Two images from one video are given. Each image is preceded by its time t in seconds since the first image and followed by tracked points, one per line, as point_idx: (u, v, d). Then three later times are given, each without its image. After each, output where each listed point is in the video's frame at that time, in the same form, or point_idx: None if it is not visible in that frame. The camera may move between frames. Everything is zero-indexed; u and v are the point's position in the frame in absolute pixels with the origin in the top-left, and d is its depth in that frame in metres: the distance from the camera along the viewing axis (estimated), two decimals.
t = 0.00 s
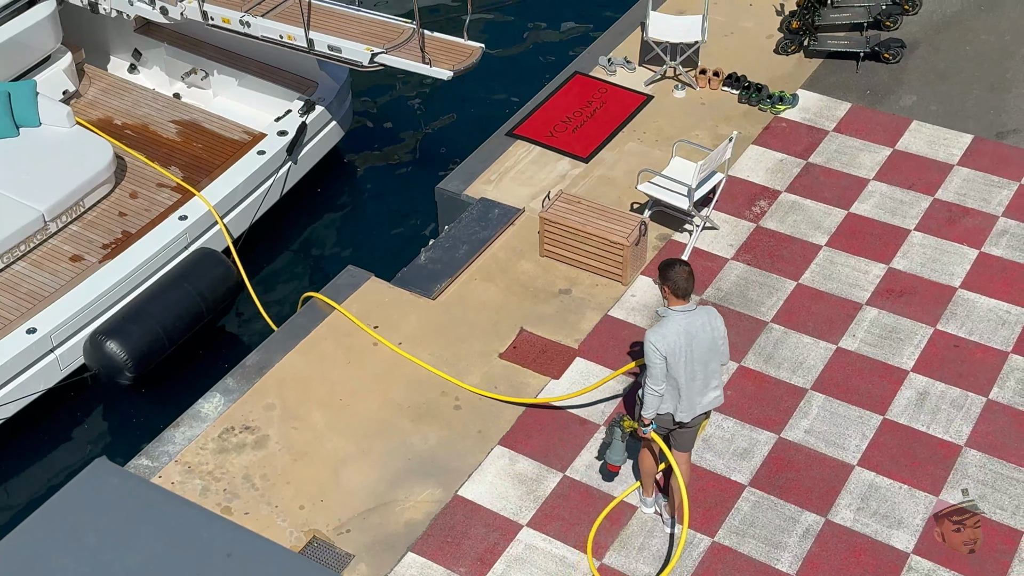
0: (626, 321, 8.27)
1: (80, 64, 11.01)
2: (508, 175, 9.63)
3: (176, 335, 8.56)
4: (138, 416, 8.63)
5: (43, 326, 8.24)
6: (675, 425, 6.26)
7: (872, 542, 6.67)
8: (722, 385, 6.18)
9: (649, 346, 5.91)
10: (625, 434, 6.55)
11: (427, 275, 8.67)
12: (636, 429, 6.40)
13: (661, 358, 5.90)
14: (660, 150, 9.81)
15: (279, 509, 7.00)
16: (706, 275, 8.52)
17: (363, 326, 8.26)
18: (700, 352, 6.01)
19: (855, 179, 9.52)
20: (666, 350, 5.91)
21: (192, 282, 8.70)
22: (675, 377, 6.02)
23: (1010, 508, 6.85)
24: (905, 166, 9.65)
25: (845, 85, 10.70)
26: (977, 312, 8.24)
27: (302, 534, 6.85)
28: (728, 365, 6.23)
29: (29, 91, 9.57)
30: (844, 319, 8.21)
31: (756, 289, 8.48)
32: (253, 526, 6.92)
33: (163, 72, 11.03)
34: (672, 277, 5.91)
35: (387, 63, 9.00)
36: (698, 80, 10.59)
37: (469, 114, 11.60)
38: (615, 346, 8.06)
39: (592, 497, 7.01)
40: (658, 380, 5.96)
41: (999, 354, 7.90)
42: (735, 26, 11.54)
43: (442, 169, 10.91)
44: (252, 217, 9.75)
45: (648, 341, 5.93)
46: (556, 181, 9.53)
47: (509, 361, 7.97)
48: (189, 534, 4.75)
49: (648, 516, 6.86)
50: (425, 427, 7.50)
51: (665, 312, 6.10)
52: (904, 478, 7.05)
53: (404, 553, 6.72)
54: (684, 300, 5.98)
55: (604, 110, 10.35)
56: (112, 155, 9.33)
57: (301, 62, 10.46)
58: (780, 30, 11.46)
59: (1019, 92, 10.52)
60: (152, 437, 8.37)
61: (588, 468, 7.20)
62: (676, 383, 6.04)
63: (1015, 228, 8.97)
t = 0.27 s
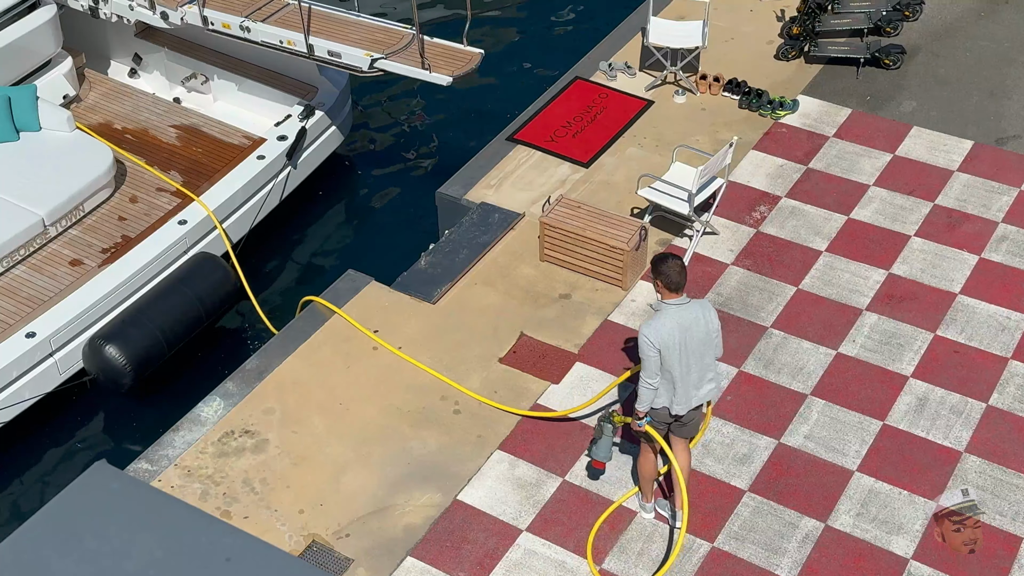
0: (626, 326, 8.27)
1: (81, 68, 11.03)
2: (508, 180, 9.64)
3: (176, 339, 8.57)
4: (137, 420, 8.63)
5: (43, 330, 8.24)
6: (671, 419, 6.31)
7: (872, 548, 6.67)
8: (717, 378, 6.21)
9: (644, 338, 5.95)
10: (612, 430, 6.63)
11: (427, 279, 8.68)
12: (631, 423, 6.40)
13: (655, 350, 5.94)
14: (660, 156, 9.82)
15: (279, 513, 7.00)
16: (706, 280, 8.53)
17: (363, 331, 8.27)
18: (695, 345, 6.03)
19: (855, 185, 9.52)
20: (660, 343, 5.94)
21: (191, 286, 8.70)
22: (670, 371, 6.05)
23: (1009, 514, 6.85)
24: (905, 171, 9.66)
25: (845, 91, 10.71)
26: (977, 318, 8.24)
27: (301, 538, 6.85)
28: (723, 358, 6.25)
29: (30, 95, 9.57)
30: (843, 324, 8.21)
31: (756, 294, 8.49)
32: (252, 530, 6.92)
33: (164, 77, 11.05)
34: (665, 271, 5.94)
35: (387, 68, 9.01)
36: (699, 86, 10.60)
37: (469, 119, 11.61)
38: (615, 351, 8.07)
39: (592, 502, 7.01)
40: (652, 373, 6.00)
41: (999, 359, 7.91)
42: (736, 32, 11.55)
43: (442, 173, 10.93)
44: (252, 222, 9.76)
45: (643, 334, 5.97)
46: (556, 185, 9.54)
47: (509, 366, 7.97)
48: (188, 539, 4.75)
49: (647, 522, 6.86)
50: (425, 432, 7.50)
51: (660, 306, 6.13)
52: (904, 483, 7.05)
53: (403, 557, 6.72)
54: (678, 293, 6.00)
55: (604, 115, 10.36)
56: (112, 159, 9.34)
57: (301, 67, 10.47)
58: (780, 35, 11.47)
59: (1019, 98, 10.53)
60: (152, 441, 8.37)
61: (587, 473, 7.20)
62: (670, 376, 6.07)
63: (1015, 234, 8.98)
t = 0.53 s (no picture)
0: (626, 330, 8.29)
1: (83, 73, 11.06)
2: (509, 184, 9.66)
3: (176, 343, 8.59)
4: (137, 423, 8.64)
5: (43, 334, 8.26)
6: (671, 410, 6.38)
7: (872, 552, 6.68)
8: (718, 370, 6.28)
9: (649, 329, 5.99)
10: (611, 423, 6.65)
11: (428, 283, 8.69)
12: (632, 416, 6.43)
13: (660, 341, 5.99)
14: (661, 160, 9.84)
15: (279, 516, 7.02)
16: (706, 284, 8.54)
17: (363, 335, 8.28)
18: (699, 338, 6.09)
19: (855, 190, 9.54)
20: (666, 334, 5.99)
21: (192, 290, 8.73)
22: (674, 362, 6.11)
23: (1009, 519, 6.86)
24: (905, 176, 9.68)
25: (845, 96, 10.74)
26: (977, 323, 8.25)
27: (301, 541, 6.87)
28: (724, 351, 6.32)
29: (32, 100, 9.59)
30: (843, 329, 8.23)
31: (756, 299, 8.51)
32: (253, 533, 6.93)
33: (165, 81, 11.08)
34: (673, 264, 5.97)
35: (387, 74, 9.02)
36: (699, 91, 10.63)
37: (470, 123, 11.64)
38: (615, 355, 8.08)
39: (592, 506, 7.02)
40: (655, 364, 6.05)
41: (998, 364, 7.92)
42: (736, 37, 11.58)
43: (443, 177, 10.95)
44: (252, 226, 9.79)
45: (648, 324, 6.02)
46: (557, 190, 9.56)
47: (509, 370, 7.99)
48: (189, 541, 4.77)
49: (646, 526, 6.87)
50: (425, 435, 7.52)
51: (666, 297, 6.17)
52: (903, 488, 7.06)
53: (403, 561, 6.73)
54: (684, 286, 6.04)
55: (605, 120, 10.39)
56: (113, 164, 9.36)
57: (302, 72, 10.50)
58: (781, 41, 11.50)
59: (1018, 103, 10.56)
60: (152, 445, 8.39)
61: (587, 477, 7.21)
62: (673, 368, 6.13)
63: (1015, 239, 8.99)
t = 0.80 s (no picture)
0: (627, 333, 8.31)
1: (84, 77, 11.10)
2: (510, 188, 9.68)
3: (177, 347, 8.60)
4: (139, 425, 8.66)
5: (45, 338, 8.28)
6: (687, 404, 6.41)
7: (871, 555, 6.69)
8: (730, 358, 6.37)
9: (671, 325, 5.99)
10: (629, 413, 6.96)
11: (428, 286, 8.72)
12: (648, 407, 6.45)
13: (683, 337, 6.00)
14: (661, 164, 9.87)
15: (280, 518, 7.03)
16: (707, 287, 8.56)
17: (364, 337, 8.30)
18: (717, 331, 6.13)
19: (855, 194, 9.56)
20: (688, 329, 6.00)
21: (193, 294, 8.75)
22: (694, 355, 6.14)
23: (1008, 522, 6.87)
24: (905, 180, 9.70)
25: (845, 100, 10.77)
26: (976, 326, 8.27)
27: (302, 543, 6.88)
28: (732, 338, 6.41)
29: (34, 104, 9.61)
30: (843, 333, 8.24)
31: (756, 302, 8.52)
32: (253, 535, 6.95)
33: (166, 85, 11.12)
34: (688, 259, 5.98)
35: (387, 79, 9.06)
36: (699, 95, 10.65)
37: (471, 126, 11.66)
38: (615, 358, 8.10)
39: (592, 508, 7.03)
40: (678, 360, 6.06)
41: (998, 368, 7.94)
42: (736, 41, 11.61)
43: (444, 181, 10.98)
44: (253, 230, 9.82)
45: (669, 320, 6.01)
46: (558, 193, 9.59)
47: (510, 372, 8.01)
48: (189, 543, 4.78)
49: (646, 529, 6.88)
50: (425, 438, 7.54)
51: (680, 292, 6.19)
52: (903, 491, 7.08)
53: (403, 563, 6.75)
54: (700, 280, 6.06)
55: (606, 124, 10.41)
56: (115, 168, 9.39)
57: (303, 77, 10.53)
58: (781, 45, 11.53)
59: (1018, 108, 10.58)
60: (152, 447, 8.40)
61: (587, 479, 7.23)
62: (694, 361, 6.16)
63: (1014, 243, 9.01)
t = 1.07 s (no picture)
0: (627, 335, 8.34)
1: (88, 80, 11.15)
2: (511, 190, 9.72)
3: (179, 349, 8.64)
4: (141, 426, 8.70)
5: (48, 340, 8.32)
6: (701, 400, 6.44)
7: (870, 557, 6.72)
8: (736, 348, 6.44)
9: (685, 323, 6.01)
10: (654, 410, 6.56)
11: (429, 288, 8.75)
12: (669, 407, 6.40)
13: (697, 334, 6.02)
14: (662, 167, 9.91)
15: (282, 519, 7.07)
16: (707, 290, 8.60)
17: (365, 339, 8.34)
18: (724, 324, 6.19)
19: (855, 197, 9.60)
20: (701, 326, 6.03)
21: (195, 297, 8.78)
22: (707, 351, 6.18)
23: (1007, 524, 6.90)
24: (905, 184, 9.74)
25: (845, 104, 10.81)
26: (975, 329, 8.30)
27: (303, 544, 6.92)
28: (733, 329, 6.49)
29: (38, 108, 9.66)
30: (843, 335, 8.28)
31: (756, 304, 8.56)
32: (255, 535, 6.98)
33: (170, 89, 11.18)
34: (692, 256, 6.01)
35: (388, 83, 9.10)
36: (700, 98, 10.70)
37: (472, 129, 11.70)
38: (616, 360, 8.14)
39: (592, 509, 7.07)
40: (696, 357, 6.07)
41: (996, 371, 7.97)
42: (737, 45, 11.66)
43: (446, 183, 11.02)
44: (255, 233, 9.87)
45: (682, 319, 6.02)
46: (559, 196, 9.63)
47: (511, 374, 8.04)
48: (191, 543, 4.82)
49: (646, 530, 6.92)
50: (426, 439, 7.57)
51: (683, 290, 6.21)
52: (902, 493, 7.11)
53: (404, 564, 6.78)
54: (703, 276, 6.10)
55: (607, 127, 10.45)
56: (118, 171, 9.42)
57: (306, 81, 10.56)
58: (781, 49, 11.57)
59: (1017, 112, 10.62)
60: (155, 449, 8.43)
61: (587, 481, 7.26)
62: (708, 356, 6.19)
63: (1013, 247, 9.05)
